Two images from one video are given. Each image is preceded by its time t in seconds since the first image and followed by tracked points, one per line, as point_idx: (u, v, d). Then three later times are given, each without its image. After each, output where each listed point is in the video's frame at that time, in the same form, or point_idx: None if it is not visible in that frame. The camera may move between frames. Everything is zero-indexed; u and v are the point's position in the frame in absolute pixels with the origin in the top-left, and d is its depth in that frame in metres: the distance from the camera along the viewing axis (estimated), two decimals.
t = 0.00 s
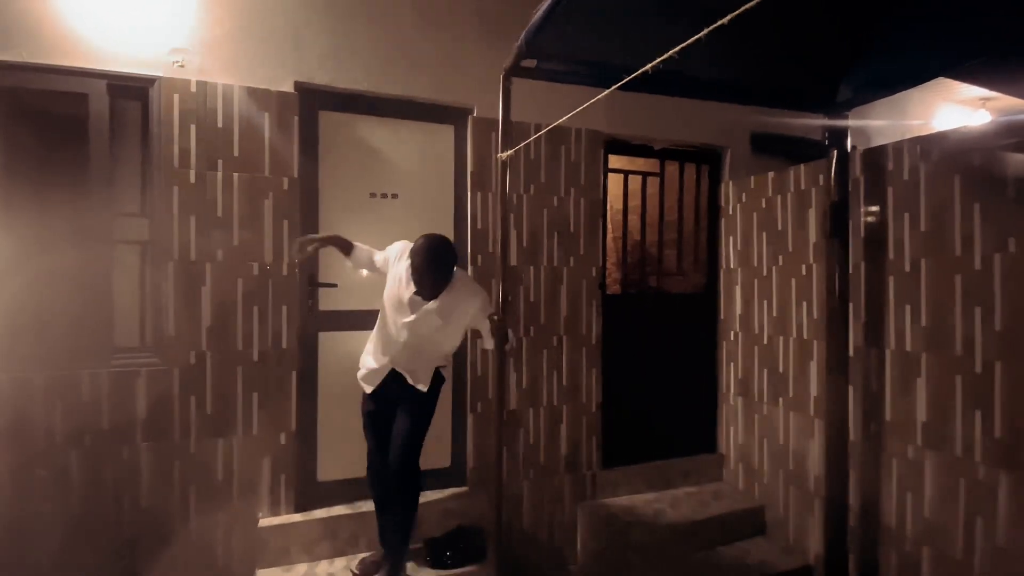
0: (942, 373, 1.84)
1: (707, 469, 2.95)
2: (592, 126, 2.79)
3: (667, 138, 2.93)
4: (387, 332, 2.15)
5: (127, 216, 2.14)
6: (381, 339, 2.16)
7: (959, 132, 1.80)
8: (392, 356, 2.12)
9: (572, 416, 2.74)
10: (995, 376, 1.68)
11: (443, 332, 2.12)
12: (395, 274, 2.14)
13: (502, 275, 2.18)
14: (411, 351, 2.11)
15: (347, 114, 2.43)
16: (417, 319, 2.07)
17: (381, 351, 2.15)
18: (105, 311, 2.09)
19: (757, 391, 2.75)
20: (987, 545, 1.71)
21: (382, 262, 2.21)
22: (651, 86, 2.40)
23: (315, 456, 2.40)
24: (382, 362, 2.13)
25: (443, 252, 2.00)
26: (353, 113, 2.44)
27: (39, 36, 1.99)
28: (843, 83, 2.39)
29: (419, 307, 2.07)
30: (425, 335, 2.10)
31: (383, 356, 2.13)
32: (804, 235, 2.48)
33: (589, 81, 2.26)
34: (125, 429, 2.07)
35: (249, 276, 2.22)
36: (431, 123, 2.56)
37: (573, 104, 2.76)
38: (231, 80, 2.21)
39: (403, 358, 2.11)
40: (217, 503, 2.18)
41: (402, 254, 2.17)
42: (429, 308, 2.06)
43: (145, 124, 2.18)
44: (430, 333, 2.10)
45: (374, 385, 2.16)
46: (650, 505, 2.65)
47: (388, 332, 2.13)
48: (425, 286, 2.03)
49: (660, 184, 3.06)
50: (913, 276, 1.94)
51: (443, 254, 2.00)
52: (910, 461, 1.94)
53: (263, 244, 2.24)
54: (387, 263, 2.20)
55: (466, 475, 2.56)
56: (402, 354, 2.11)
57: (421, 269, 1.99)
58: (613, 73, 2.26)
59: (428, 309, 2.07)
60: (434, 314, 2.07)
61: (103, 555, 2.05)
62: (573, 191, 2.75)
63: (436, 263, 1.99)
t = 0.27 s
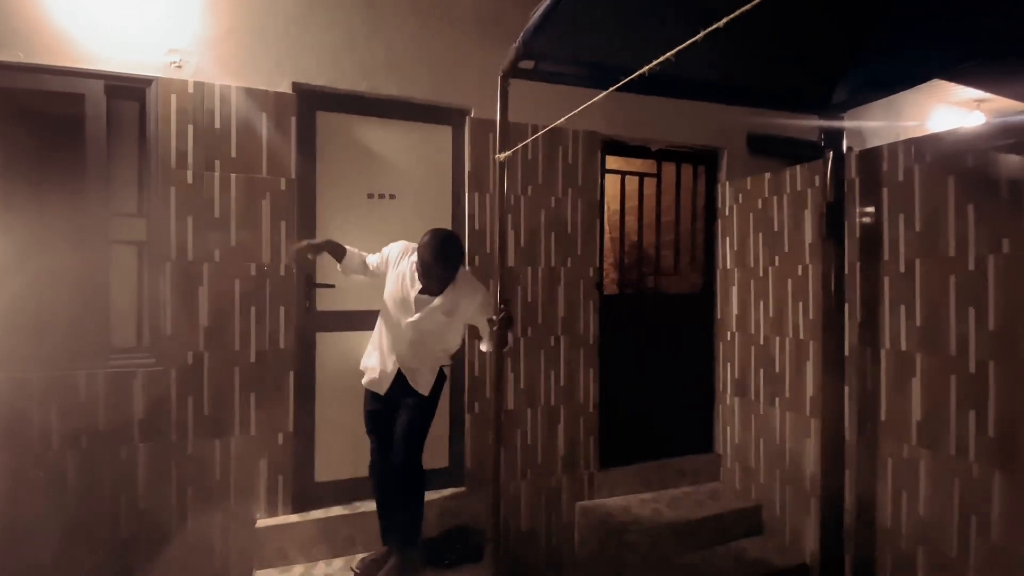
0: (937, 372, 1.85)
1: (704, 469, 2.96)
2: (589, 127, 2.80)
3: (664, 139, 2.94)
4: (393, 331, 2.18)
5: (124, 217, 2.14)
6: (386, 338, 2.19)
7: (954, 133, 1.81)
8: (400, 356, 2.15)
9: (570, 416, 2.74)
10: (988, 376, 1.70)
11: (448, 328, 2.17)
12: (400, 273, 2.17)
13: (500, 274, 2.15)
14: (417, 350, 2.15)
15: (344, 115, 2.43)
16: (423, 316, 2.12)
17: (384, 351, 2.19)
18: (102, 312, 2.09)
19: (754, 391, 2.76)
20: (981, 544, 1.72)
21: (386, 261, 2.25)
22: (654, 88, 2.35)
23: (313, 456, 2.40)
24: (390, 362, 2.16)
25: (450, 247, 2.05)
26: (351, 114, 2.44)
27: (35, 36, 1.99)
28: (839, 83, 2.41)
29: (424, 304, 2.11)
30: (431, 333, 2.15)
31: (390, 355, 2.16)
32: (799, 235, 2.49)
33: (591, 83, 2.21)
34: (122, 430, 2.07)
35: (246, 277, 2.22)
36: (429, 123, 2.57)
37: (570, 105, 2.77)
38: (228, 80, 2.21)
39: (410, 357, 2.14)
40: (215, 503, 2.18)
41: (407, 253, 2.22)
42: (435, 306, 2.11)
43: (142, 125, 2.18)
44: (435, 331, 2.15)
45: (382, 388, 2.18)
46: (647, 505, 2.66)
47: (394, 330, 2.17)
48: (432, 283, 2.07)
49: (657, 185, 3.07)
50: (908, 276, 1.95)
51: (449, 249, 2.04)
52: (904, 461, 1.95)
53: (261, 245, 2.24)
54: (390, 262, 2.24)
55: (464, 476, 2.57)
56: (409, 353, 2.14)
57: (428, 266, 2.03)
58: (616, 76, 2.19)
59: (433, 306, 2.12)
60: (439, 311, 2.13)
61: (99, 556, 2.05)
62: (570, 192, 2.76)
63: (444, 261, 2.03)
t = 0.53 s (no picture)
0: (932, 373, 1.86)
1: (702, 469, 2.96)
2: (586, 128, 2.80)
3: (661, 140, 2.95)
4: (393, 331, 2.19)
5: (121, 217, 2.14)
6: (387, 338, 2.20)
7: (949, 135, 1.82)
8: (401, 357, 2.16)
9: (568, 417, 2.75)
10: (983, 376, 1.71)
11: (448, 329, 2.17)
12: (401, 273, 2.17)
13: (497, 277, 2.15)
14: (417, 350, 2.16)
15: (342, 116, 2.44)
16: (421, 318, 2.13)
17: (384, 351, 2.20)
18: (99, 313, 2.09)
19: (751, 392, 2.76)
20: (976, 542, 1.73)
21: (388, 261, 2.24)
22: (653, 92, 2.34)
23: (311, 457, 2.40)
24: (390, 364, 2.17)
25: (450, 246, 2.04)
26: (349, 116, 2.45)
27: (32, 36, 1.99)
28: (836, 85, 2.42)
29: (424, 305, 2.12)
30: (432, 334, 2.15)
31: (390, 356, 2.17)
32: (796, 236, 2.50)
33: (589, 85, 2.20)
34: (119, 432, 2.07)
35: (244, 278, 2.22)
36: (426, 124, 2.57)
37: (568, 107, 2.77)
38: (226, 81, 2.21)
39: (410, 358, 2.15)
40: (212, 505, 2.18)
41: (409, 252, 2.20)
42: (434, 306, 2.12)
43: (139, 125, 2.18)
44: (436, 331, 2.15)
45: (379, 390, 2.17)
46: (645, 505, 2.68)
47: (395, 331, 2.18)
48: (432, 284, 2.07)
49: (654, 186, 3.09)
50: (903, 277, 1.96)
51: (449, 249, 2.03)
52: (900, 461, 1.96)
53: (259, 246, 2.24)
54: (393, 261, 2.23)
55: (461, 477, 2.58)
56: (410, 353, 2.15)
57: (426, 267, 2.03)
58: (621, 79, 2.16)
59: (431, 307, 2.12)
60: (439, 311, 2.13)
61: (96, 558, 2.05)
62: (568, 193, 2.76)
63: (444, 261, 2.01)
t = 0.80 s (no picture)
0: (927, 373, 1.87)
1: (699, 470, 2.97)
2: (583, 129, 2.81)
3: (658, 142, 2.96)
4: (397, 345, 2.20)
5: (117, 218, 2.13)
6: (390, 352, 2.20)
7: (943, 137, 1.83)
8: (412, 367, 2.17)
9: (565, 417, 2.76)
10: (978, 376, 1.71)
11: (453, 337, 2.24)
12: (404, 283, 2.22)
13: (494, 280, 2.13)
14: (426, 358, 2.19)
15: (339, 117, 2.44)
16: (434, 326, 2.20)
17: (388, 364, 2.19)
18: (95, 314, 2.08)
19: (747, 392, 2.77)
20: (970, 542, 1.74)
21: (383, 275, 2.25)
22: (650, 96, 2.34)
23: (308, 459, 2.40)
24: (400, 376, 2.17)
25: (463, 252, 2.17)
26: (346, 117, 2.45)
27: (28, 37, 1.99)
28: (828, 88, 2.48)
29: (435, 313, 2.18)
30: (438, 341, 2.21)
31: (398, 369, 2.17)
32: (792, 237, 2.51)
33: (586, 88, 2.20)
34: (115, 433, 2.06)
35: (240, 279, 2.22)
36: (424, 125, 2.57)
37: (565, 108, 2.78)
38: (223, 82, 2.21)
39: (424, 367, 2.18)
40: (209, 506, 2.18)
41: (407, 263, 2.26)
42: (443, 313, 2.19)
43: (135, 126, 2.18)
44: (444, 341, 2.22)
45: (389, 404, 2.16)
46: (642, 506, 2.68)
47: (397, 341, 2.19)
48: (447, 288, 2.18)
49: (651, 187, 3.10)
50: (898, 278, 1.97)
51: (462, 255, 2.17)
52: (895, 461, 1.97)
53: (256, 247, 2.24)
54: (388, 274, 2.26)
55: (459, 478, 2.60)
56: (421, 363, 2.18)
57: (443, 270, 2.15)
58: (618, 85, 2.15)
59: (440, 315, 2.20)
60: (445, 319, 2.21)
61: (92, 560, 2.04)
62: (565, 194, 2.77)
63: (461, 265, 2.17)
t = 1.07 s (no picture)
0: (921, 372, 1.88)
1: (696, 469, 2.98)
2: (580, 130, 2.83)
3: (655, 143, 2.98)
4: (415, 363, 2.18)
5: (113, 219, 2.13)
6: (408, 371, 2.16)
7: (937, 138, 1.84)
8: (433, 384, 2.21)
9: (562, 417, 2.76)
10: (971, 376, 1.73)
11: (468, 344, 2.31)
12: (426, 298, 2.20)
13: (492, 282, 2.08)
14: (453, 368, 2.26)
15: (334, 118, 2.43)
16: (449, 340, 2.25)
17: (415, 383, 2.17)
18: (90, 315, 2.08)
19: (743, 392, 2.78)
20: (964, 540, 1.75)
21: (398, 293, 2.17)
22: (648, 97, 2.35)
23: (305, 460, 2.40)
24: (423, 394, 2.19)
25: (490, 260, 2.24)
26: (343, 117, 2.45)
27: (23, 38, 1.98)
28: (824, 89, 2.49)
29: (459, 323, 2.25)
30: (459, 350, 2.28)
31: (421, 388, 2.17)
32: (788, 237, 2.51)
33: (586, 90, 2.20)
34: (111, 435, 2.05)
35: (237, 279, 2.21)
36: (421, 126, 2.57)
37: (562, 109, 2.78)
38: (220, 82, 2.21)
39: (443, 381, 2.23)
40: (206, 507, 2.18)
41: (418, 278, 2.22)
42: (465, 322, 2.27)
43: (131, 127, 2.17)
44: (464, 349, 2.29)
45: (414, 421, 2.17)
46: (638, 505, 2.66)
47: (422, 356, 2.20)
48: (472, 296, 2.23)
49: (648, 188, 3.10)
50: (893, 278, 1.98)
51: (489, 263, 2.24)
52: (890, 460, 1.98)
53: (252, 248, 2.23)
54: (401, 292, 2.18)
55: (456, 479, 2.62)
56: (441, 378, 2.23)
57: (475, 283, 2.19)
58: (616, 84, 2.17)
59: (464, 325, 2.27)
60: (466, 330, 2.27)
61: (87, 562, 2.03)
62: (562, 194, 2.77)
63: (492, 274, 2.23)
